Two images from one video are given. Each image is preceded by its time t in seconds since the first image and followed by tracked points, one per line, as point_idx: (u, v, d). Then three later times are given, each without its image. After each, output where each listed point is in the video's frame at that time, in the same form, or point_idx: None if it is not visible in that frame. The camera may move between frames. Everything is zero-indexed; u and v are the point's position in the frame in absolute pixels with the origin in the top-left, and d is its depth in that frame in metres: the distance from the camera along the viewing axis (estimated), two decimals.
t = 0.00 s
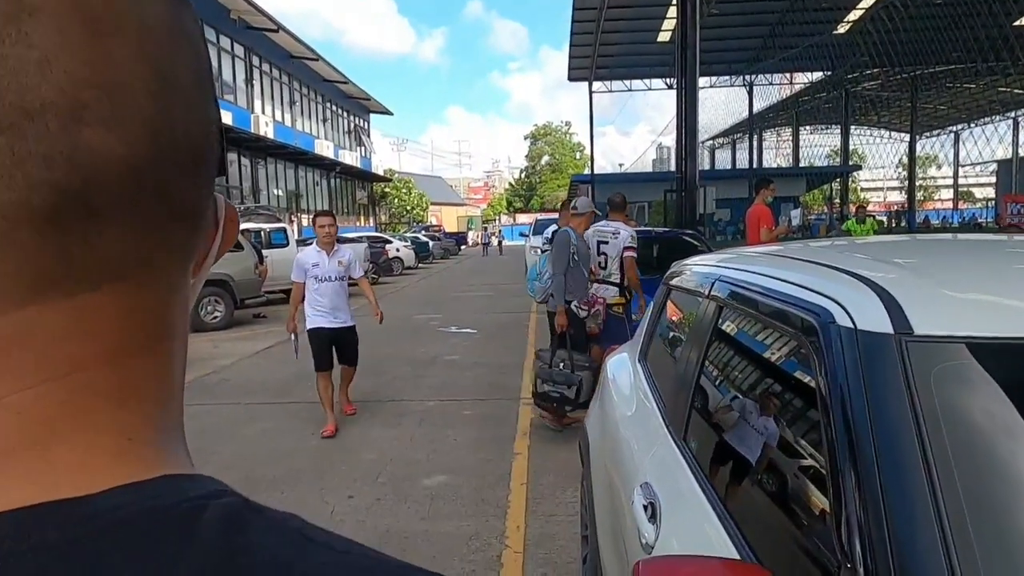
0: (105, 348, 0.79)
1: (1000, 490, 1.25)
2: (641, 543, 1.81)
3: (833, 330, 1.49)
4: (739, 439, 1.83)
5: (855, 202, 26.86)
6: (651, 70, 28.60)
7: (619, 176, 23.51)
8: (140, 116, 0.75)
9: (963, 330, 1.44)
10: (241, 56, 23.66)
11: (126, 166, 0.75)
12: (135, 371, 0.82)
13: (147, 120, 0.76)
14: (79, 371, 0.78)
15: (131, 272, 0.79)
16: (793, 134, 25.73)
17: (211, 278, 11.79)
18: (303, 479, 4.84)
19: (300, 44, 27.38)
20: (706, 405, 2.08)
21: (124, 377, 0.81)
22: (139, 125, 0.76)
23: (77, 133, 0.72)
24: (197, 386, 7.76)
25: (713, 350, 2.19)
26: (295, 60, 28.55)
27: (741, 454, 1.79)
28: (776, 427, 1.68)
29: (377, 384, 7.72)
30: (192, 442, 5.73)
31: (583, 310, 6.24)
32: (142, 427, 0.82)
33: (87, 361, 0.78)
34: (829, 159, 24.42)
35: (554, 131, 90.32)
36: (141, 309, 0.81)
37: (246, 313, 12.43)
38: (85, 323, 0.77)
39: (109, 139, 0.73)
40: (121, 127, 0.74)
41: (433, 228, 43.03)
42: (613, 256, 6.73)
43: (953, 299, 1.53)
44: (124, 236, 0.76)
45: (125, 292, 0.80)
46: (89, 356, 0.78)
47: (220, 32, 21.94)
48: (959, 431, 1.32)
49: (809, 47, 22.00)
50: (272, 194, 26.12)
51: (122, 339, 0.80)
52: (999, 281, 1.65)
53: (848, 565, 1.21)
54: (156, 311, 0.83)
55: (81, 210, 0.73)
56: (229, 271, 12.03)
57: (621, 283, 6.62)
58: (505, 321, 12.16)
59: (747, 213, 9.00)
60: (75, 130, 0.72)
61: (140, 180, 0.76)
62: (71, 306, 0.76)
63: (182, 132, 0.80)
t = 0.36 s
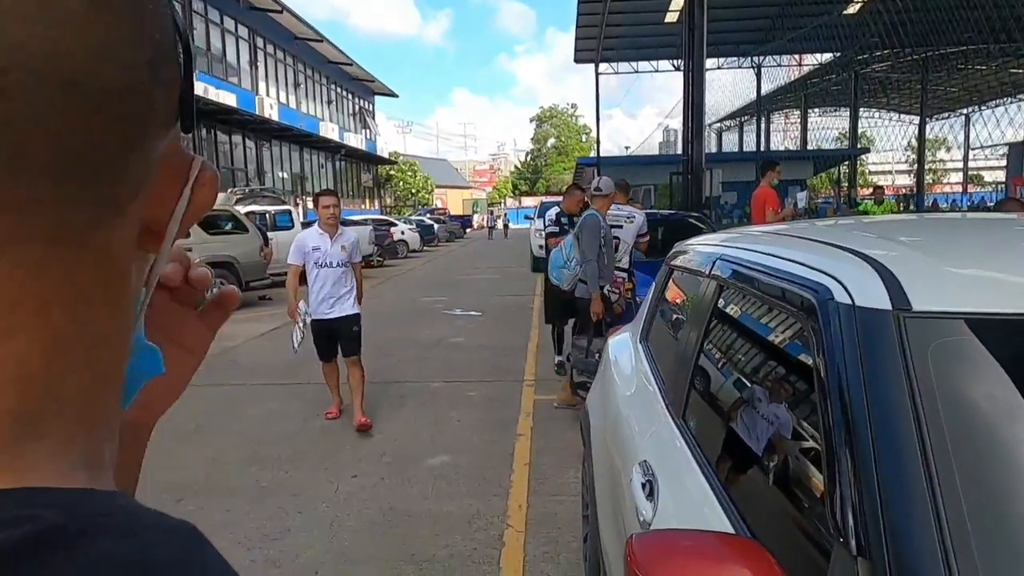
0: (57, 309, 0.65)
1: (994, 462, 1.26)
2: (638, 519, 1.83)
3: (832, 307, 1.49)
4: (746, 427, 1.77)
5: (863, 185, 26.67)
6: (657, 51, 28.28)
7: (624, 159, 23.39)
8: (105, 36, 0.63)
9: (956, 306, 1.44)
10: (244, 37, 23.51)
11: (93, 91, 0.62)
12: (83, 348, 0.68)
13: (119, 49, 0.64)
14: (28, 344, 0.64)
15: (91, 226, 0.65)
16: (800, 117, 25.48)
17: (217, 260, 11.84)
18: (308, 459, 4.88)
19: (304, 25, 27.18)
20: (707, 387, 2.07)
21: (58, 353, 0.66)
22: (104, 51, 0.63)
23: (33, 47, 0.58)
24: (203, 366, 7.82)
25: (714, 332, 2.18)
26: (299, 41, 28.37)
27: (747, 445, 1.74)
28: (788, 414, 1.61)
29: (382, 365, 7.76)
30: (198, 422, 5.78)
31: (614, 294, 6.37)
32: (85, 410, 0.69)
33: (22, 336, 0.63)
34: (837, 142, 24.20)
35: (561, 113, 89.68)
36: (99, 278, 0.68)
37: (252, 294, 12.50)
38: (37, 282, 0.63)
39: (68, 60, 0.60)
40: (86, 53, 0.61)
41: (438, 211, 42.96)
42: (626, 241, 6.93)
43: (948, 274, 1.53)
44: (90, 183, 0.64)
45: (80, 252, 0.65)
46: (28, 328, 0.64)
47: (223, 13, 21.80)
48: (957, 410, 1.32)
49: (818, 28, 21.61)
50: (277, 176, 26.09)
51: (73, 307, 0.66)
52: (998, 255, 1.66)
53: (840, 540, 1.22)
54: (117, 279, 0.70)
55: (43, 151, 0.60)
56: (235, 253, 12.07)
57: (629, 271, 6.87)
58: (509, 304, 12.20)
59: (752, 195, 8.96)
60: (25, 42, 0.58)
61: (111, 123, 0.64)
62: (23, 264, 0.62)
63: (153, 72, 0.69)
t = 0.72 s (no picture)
0: (49, 302, 0.65)
1: (987, 460, 1.28)
2: (637, 515, 1.86)
3: (824, 304, 1.50)
4: (760, 438, 1.70)
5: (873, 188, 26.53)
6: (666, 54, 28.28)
7: (632, 162, 23.41)
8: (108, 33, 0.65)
9: (960, 304, 1.45)
10: (256, 41, 23.74)
11: (95, 80, 0.65)
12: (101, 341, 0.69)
13: (126, 45, 0.67)
14: (19, 332, 0.65)
15: (86, 214, 0.66)
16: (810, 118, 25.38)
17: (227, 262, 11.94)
18: (315, 459, 4.92)
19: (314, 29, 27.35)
20: (712, 389, 2.05)
21: (60, 343, 0.66)
22: (115, 50, 0.66)
23: (38, 47, 0.62)
24: (213, 367, 7.90)
25: (720, 334, 2.16)
26: (309, 45, 28.55)
27: (758, 455, 1.68)
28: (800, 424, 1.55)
29: (390, 366, 7.82)
30: (206, 422, 5.84)
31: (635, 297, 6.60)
32: (86, 401, 0.69)
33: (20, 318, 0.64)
34: (847, 144, 24.08)
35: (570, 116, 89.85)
36: (111, 266, 0.68)
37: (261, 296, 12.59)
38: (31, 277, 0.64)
39: (71, 61, 0.63)
40: (88, 47, 0.64)
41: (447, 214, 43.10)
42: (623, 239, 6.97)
43: (949, 272, 1.55)
44: (91, 171, 0.66)
45: (77, 238, 0.66)
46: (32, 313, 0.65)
47: (234, 18, 22.01)
48: (951, 408, 1.33)
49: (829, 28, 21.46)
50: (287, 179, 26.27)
51: (75, 289, 0.66)
52: (997, 254, 1.68)
53: (829, 534, 1.23)
54: (133, 272, 0.70)
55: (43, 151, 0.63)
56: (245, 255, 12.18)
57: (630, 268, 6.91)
58: (516, 307, 12.24)
59: (759, 197, 8.94)
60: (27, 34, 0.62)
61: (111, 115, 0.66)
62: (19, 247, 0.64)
63: (166, 68, 0.71)
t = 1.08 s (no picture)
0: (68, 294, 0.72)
1: (929, 452, 1.37)
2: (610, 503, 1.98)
3: (780, 303, 1.60)
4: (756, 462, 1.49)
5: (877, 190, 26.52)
6: (669, 56, 28.36)
7: (636, 163, 23.49)
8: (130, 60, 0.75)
9: (925, 301, 1.55)
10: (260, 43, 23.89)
11: (106, 108, 0.73)
12: (110, 336, 0.76)
13: (143, 67, 0.76)
14: (25, 323, 0.71)
15: (103, 217, 0.74)
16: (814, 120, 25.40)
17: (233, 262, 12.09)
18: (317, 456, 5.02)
19: (318, 31, 27.54)
20: (701, 390, 2.04)
21: (72, 332, 0.73)
22: (126, 75, 0.74)
23: (60, 79, 0.71)
24: (218, 366, 8.03)
25: (709, 336, 2.11)
26: (313, 47, 28.72)
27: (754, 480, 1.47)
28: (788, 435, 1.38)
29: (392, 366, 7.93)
30: (210, 419, 5.96)
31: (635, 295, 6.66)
32: (105, 385, 0.77)
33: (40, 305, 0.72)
34: (850, 146, 24.09)
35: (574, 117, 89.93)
36: (125, 262, 0.76)
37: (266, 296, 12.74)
38: (44, 273, 0.71)
39: (85, 92, 0.72)
40: (106, 74, 0.73)
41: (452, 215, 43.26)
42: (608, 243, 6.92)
43: (929, 271, 1.65)
44: (95, 176, 0.72)
45: (88, 235, 0.73)
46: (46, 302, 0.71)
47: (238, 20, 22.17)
48: (912, 414, 1.42)
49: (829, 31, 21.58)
50: (292, 180, 26.42)
51: (92, 282, 0.74)
52: (967, 252, 1.77)
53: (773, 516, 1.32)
54: (145, 266, 0.78)
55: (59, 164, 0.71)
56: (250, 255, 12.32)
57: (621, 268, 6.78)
58: (519, 309, 12.34)
59: (757, 199, 9.02)
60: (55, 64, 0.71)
61: (121, 124, 0.74)
62: (32, 241, 0.71)
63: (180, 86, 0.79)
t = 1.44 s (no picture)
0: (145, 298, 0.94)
1: (891, 465, 1.43)
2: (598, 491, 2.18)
3: (742, 306, 1.75)
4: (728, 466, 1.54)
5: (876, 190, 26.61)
6: (670, 55, 28.46)
7: (635, 163, 23.60)
8: (194, 116, 0.91)
9: (893, 307, 1.66)
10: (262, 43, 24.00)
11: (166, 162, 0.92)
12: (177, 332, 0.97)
13: (196, 122, 0.92)
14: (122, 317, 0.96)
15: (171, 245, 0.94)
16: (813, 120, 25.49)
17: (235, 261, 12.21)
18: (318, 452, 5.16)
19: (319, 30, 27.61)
20: (690, 391, 2.07)
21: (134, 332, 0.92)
22: (179, 132, 0.91)
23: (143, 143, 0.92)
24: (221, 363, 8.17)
25: (700, 338, 2.13)
26: (315, 46, 28.82)
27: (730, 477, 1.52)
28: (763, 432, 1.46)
29: (392, 364, 8.07)
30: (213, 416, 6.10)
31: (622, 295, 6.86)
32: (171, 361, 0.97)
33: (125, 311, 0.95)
34: (849, 146, 24.17)
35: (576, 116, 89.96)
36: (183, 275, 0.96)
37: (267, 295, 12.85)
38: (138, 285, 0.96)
39: (156, 151, 0.92)
40: (175, 134, 0.92)
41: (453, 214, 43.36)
42: (591, 245, 6.98)
43: (906, 274, 1.79)
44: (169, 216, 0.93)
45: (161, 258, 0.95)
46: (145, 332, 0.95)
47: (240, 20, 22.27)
48: (873, 415, 1.50)
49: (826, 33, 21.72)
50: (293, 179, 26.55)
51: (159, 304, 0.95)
52: (956, 258, 1.90)
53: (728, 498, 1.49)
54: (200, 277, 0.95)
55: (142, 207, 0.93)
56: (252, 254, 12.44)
57: (603, 273, 6.82)
58: (518, 308, 12.47)
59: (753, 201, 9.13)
60: (145, 130, 0.92)
61: (179, 172, 0.92)
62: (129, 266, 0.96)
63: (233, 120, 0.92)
